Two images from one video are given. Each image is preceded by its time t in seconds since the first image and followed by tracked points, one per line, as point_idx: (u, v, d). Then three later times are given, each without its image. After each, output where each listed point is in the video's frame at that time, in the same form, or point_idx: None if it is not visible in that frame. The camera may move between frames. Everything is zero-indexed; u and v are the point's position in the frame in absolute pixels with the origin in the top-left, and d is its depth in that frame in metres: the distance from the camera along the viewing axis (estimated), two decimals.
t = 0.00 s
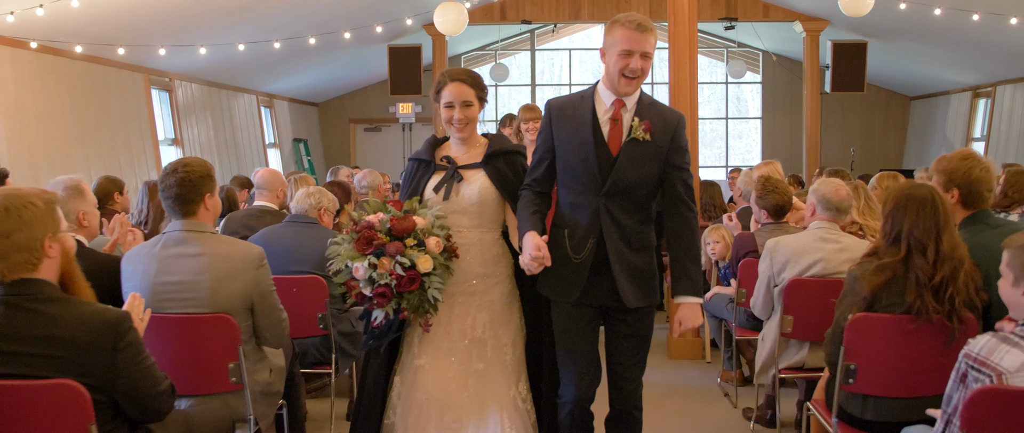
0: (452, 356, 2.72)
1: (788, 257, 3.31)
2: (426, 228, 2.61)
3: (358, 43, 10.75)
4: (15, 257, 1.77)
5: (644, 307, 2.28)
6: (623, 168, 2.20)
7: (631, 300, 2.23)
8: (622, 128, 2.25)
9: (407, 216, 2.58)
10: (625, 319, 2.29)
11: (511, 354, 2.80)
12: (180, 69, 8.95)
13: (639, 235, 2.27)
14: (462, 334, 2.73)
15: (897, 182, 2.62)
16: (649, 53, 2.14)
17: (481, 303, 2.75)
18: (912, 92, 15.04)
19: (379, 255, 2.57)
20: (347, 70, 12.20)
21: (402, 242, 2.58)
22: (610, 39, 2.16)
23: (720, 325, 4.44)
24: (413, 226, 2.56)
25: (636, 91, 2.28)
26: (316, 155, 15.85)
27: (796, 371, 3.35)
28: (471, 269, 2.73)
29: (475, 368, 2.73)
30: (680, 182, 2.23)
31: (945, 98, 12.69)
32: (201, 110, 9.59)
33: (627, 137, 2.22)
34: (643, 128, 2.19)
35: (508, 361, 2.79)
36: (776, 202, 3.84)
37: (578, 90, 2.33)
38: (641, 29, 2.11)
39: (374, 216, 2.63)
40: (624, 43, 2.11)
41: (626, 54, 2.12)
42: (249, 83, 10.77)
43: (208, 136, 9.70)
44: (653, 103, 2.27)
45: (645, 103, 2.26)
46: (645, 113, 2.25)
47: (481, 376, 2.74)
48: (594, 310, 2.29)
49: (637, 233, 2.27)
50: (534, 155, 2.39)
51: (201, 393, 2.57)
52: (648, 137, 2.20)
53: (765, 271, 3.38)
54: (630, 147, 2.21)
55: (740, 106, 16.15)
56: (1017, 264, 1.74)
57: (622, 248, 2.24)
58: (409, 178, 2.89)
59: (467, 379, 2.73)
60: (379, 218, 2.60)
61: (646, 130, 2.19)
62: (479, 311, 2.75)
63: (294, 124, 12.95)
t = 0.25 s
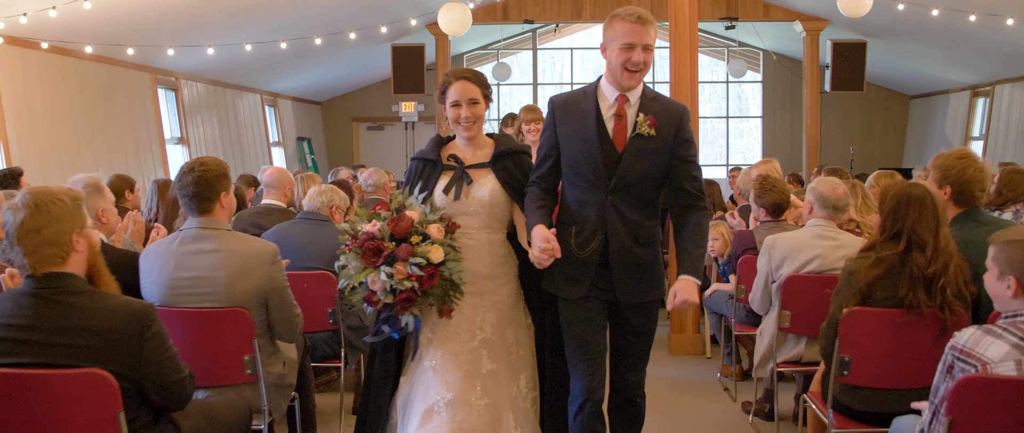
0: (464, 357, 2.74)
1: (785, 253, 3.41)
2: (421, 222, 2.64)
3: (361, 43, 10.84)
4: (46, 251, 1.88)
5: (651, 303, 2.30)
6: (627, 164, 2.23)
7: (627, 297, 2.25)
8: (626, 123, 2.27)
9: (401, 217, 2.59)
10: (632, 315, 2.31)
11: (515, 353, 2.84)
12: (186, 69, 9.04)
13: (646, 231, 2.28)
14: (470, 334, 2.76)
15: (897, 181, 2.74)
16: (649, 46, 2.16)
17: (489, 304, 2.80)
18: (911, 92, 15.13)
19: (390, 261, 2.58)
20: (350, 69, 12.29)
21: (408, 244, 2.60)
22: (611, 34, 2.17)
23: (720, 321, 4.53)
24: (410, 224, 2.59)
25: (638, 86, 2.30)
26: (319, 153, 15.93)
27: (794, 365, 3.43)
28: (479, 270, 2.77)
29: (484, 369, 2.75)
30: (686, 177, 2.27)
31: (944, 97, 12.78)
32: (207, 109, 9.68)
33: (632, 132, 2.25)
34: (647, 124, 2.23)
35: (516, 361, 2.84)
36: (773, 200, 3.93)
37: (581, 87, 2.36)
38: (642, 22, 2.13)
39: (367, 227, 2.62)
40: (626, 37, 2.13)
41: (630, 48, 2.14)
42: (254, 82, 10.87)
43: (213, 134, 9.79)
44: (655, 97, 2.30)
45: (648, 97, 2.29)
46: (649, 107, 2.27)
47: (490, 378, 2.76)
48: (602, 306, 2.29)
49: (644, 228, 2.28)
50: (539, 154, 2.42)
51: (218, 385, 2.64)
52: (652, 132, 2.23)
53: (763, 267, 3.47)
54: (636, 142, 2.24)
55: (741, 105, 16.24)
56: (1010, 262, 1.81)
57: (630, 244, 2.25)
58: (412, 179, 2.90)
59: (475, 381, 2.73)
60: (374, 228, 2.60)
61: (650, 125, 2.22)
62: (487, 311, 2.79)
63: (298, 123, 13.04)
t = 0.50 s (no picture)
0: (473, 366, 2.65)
1: (783, 249, 3.50)
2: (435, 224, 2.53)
3: (364, 44, 10.92)
4: (73, 247, 1.96)
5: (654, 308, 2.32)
6: (632, 169, 2.26)
7: (634, 301, 2.28)
8: (628, 129, 2.31)
9: (415, 218, 2.48)
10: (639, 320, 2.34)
11: (521, 355, 2.77)
12: (191, 70, 9.14)
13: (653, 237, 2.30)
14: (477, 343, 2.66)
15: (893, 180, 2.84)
16: (650, 51, 2.21)
17: (496, 311, 2.70)
18: (910, 91, 15.21)
19: (410, 262, 2.46)
20: (353, 70, 12.37)
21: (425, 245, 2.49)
22: (610, 41, 2.22)
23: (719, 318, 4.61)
24: (426, 224, 2.48)
25: (638, 92, 2.34)
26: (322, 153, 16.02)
27: (791, 359, 3.52)
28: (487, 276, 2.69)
29: (495, 375, 2.67)
30: (690, 178, 2.32)
31: (943, 97, 12.86)
32: (211, 110, 9.76)
33: (635, 138, 2.29)
34: (650, 129, 2.27)
35: (522, 367, 2.78)
36: (771, 199, 4.01)
37: (582, 94, 2.39)
38: (641, 27, 2.18)
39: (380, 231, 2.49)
40: (627, 43, 2.17)
41: (631, 54, 2.18)
42: (258, 83, 10.95)
43: (218, 134, 9.88)
44: (656, 101, 2.34)
45: (649, 101, 2.33)
46: (651, 112, 2.31)
47: (500, 384, 2.69)
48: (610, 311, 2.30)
49: (650, 234, 2.30)
50: (542, 163, 2.44)
51: (236, 378, 2.73)
52: (655, 137, 2.27)
53: (762, 263, 3.56)
54: (640, 148, 2.27)
55: (741, 105, 16.32)
56: (992, 256, 1.88)
57: (637, 250, 2.27)
58: (415, 184, 2.83)
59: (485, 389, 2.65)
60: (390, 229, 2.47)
61: (653, 130, 2.26)
62: (493, 318, 2.69)
63: (301, 123, 13.13)
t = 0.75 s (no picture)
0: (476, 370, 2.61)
1: (779, 247, 3.58)
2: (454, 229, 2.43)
3: (366, 45, 11.00)
4: (97, 243, 2.05)
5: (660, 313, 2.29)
6: (632, 177, 2.24)
7: (640, 309, 2.26)
8: (626, 135, 2.29)
9: (438, 221, 2.38)
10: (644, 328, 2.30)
11: (520, 360, 2.74)
12: (195, 72, 9.23)
13: (656, 242, 2.27)
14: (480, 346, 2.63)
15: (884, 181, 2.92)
16: (644, 58, 2.21)
17: (498, 314, 2.67)
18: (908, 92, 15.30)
19: (436, 265, 2.36)
20: (355, 71, 12.45)
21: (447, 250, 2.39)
22: (605, 49, 2.21)
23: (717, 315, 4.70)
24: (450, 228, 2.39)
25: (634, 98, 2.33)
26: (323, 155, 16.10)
27: (787, 355, 3.61)
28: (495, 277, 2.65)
29: (496, 380, 2.64)
30: (689, 181, 2.30)
31: (941, 98, 12.95)
32: (215, 111, 9.84)
33: (634, 144, 2.27)
34: (648, 134, 2.25)
35: (521, 371, 2.75)
36: (767, 199, 4.10)
37: (577, 103, 2.37)
38: (636, 34, 2.18)
39: (403, 232, 2.37)
40: (623, 51, 2.17)
41: (628, 61, 2.18)
42: (260, 84, 11.02)
43: (221, 136, 9.97)
44: (652, 106, 2.33)
45: (645, 106, 2.32)
46: (648, 117, 2.30)
47: (501, 388, 2.65)
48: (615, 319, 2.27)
49: (654, 240, 2.27)
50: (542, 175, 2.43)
51: (249, 371, 2.83)
52: (654, 142, 2.25)
53: (758, 261, 3.65)
54: (639, 154, 2.26)
55: (740, 106, 16.41)
56: (972, 252, 1.96)
57: (641, 257, 2.25)
58: (412, 191, 2.78)
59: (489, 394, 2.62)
60: (414, 231, 2.36)
61: (651, 135, 2.24)
62: (494, 322, 2.66)
63: (303, 124, 13.22)
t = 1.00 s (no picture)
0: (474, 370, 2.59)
1: (773, 247, 3.67)
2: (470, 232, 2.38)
3: (366, 48, 11.08)
4: (114, 240, 2.13)
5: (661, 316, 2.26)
6: (627, 177, 2.22)
7: (645, 311, 2.24)
8: (619, 136, 2.28)
9: (459, 226, 2.33)
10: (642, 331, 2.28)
11: (521, 359, 2.71)
12: (197, 74, 9.32)
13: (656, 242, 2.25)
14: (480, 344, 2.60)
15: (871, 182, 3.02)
16: (634, 59, 2.22)
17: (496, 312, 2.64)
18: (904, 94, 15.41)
19: (460, 271, 2.32)
20: (355, 73, 12.54)
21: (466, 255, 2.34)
22: (594, 52, 2.22)
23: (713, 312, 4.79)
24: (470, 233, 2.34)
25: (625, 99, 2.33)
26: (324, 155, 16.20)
27: (780, 351, 3.70)
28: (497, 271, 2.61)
29: (495, 381, 2.61)
30: (684, 180, 2.27)
31: (937, 100, 13.06)
32: (217, 112, 9.93)
33: (626, 144, 2.26)
34: (641, 133, 2.24)
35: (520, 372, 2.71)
36: (760, 200, 4.19)
37: (568, 107, 2.36)
38: (625, 36, 2.19)
39: (427, 235, 2.29)
40: (613, 52, 2.18)
41: (619, 63, 2.19)
42: (262, 86, 11.11)
43: (223, 137, 10.07)
44: (643, 105, 2.32)
45: (636, 106, 2.31)
46: (640, 117, 2.29)
47: (502, 389, 2.63)
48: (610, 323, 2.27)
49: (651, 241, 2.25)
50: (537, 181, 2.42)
51: (259, 365, 2.92)
52: (647, 141, 2.24)
53: (753, 260, 3.73)
54: (632, 154, 2.24)
55: (738, 108, 16.52)
56: (951, 250, 2.05)
57: (640, 257, 2.22)
58: (410, 190, 2.74)
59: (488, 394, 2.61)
60: (440, 236, 2.28)
61: (643, 134, 2.23)
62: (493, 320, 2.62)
63: (304, 125, 13.31)
